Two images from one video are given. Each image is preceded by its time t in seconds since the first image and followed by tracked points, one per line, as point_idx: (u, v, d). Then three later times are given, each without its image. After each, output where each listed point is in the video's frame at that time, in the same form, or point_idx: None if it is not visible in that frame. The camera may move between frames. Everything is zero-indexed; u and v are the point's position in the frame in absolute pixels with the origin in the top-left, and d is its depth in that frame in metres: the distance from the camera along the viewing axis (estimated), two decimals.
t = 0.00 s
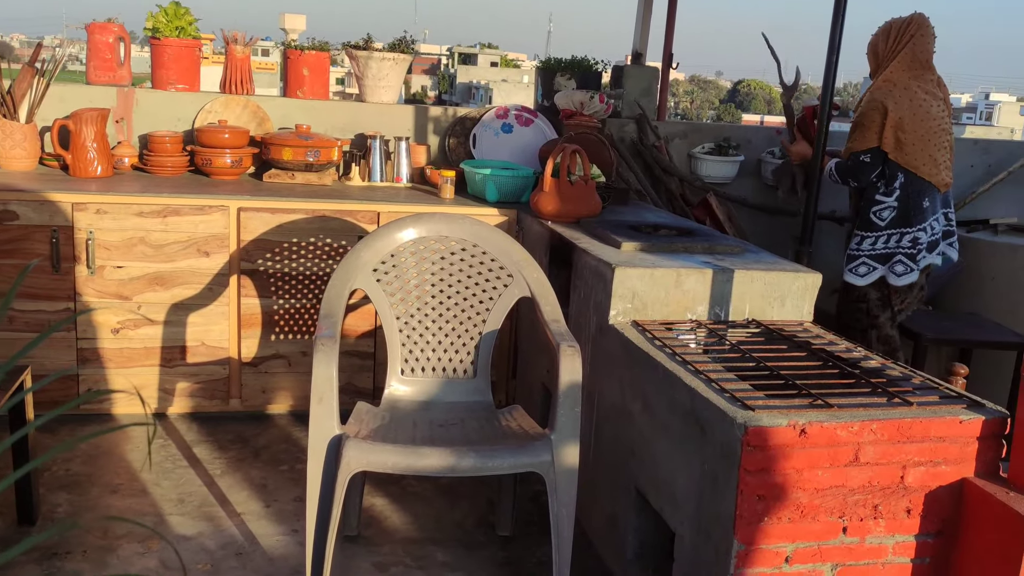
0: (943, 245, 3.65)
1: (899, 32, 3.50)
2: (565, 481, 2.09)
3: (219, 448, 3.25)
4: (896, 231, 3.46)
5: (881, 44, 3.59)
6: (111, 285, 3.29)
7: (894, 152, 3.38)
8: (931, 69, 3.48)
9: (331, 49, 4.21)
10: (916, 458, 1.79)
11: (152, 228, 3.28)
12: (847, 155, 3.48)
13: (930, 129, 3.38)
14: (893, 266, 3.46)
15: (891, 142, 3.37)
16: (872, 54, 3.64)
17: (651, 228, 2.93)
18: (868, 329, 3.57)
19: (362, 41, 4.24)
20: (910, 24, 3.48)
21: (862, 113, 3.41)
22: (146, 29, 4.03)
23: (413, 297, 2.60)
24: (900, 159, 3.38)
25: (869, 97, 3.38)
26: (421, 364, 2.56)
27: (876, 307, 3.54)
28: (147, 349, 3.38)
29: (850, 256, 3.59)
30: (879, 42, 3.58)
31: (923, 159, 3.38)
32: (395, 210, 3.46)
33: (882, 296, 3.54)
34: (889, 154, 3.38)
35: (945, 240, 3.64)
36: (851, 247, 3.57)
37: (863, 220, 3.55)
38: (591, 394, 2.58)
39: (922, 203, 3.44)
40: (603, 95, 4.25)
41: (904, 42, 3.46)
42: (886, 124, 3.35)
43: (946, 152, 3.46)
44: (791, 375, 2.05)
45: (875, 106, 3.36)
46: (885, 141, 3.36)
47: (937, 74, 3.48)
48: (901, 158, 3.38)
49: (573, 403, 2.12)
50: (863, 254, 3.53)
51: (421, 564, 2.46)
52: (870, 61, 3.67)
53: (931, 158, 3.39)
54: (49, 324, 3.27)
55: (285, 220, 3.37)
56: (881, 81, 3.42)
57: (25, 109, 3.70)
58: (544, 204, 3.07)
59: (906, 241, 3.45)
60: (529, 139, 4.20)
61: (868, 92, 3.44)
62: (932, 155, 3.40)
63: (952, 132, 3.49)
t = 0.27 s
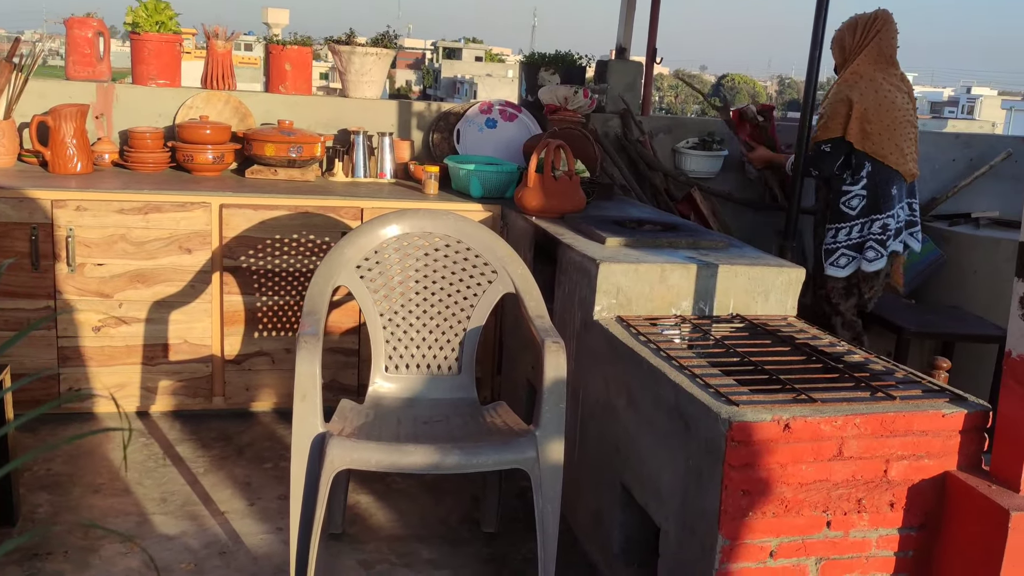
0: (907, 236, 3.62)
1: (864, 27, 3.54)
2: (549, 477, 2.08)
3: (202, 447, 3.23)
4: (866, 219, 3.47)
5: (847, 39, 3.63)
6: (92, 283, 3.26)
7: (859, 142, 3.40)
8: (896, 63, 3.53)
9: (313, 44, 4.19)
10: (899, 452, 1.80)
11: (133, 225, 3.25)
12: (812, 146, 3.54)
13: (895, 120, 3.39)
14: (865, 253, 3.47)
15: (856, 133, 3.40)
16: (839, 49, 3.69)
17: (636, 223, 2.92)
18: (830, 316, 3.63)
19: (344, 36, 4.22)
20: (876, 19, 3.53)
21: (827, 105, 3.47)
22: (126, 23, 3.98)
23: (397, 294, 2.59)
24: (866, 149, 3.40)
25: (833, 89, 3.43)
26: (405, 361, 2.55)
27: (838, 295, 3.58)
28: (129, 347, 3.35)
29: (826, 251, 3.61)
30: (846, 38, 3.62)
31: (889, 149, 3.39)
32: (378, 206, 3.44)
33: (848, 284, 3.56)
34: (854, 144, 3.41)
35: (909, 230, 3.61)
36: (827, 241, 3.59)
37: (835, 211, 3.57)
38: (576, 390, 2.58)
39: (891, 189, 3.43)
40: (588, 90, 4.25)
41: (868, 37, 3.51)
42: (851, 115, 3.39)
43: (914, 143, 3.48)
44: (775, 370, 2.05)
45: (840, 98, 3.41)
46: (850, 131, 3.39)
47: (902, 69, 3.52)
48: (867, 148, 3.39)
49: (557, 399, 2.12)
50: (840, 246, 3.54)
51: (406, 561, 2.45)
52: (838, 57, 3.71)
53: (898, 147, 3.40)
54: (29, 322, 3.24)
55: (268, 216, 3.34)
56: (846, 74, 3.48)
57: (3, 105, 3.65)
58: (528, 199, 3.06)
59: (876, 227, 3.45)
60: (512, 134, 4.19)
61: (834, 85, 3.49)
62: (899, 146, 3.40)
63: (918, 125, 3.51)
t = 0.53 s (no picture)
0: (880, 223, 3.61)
1: (829, 23, 3.63)
2: (533, 473, 2.08)
3: (183, 444, 3.20)
4: (838, 208, 3.49)
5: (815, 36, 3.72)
6: (70, 279, 3.22)
7: (828, 131, 3.45)
8: (862, 57, 3.60)
9: (294, 37, 4.15)
10: (880, 445, 1.80)
11: (112, 221, 3.21)
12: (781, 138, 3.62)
13: (862, 109, 3.43)
14: (839, 241, 3.48)
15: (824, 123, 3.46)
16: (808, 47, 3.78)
17: (619, 218, 2.92)
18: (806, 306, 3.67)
19: (325, 29, 4.19)
20: (841, 14, 3.61)
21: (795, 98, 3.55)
22: (103, 16, 3.94)
23: (380, 289, 2.57)
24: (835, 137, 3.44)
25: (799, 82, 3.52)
26: (388, 357, 2.54)
27: (814, 285, 3.60)
28: (108, 344, 3.32)
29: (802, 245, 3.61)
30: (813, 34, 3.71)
31: (857, 137, 3.43)
32: (361, 201, 3.42)
33: (824, 273, 3.58)
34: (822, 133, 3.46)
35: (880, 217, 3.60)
36: (803, 235, 3.59)
37: (807, 204, 3.58)
38: (560, 385, 2.57)
39: (860, 176, 3.44)
40: (571, 84, 4.23)
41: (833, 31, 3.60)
42: (817, 105, 3.46)
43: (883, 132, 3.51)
44: (758, 364, 2.06)
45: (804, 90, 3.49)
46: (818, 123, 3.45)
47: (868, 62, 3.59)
48: (835, 136, 3.44)
49: (541, 394, 2.11)
50: (818, 237, 3.54)
51: (389, 557, 2.44)
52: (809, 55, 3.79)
53: (867, 136, 3.43)
54: (6, 319, 3.19)
55: (248, 211, 3.31)
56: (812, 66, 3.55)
57: None
58: (511, 194, 3.05)
59: (848, 215, 3.46)
60: (495, 128, 4.17)
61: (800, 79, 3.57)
62: (868, 134, 3.44)
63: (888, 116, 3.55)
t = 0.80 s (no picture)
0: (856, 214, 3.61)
1: (806, 17, 3.64)
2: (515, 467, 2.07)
3: (162, 441, 3.17)
4: (811, 198, 3.51)
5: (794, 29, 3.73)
6: (46, 275, 3.18)
7: (801, 123, 3.48)
8: (838, 49, 3.61)
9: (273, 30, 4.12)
10: (860, 437, 1.81)
11: (89, 216, 3.17)
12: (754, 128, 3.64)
13: (835, 101, 3.45)
14: (812, 230, 3.51)
15: (797, 115, 3.49)
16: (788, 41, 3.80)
17: (601, 211, 2.91)
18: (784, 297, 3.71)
19: (304, 22, 4.16)
20: (817, 8, 3.62)
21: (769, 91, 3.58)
22: (78, 8, 3.89)
23: (360, 284, 2.55)
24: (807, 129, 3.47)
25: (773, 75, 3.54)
26: (369, 352, 2.52)
27: (792, 275, 3.65)
28: (86, 340, 3.28)
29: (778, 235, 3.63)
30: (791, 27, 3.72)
31: (831, 129, 3.45)
32: (341, 195, 3.39)
33: (801, 264, 3.63)
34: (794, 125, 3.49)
35: (856, 209, 3.59)
36: (777, 225, 3.62)
37: (782, 195, 3.61)
38: (542, 379, 2.57)
39: (833, 167, 3.46)
40: (552, 78, 4.24)
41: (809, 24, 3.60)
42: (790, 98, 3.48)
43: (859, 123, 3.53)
44: (739, 357, 2.06)
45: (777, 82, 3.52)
46: (790, 115, 3.48)
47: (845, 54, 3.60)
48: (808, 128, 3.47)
49: (522, 388, 2.10)
50: (792, 229, 3.57)
51: (371, 553, 2.43)
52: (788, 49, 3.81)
53: (841, 127, 3.45)
54: None
55: (227, 206, 3.28)
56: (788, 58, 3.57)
57: None
58: (492, 187, 3.03)
59: (820, 205, 3.48)
60: (476, 122, 4.15)
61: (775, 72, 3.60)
62: (841, 125, 3.45)
63: (865, 107, 3.56)
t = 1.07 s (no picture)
0: (834, 206, 3.58)
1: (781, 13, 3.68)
2: (496, 463, 2.06)
3: (141, 438, 3.14)
4: (789, 190, 3.53)
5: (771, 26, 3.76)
6: (21, 272, 3.13)
7: (777, 116, 3.50)
8: (813, 44, 3.63)
9: (251, 24, 4.08)
10: (840, 430, 1.82)
11: (64, 212, 3.12)
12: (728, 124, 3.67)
13: (810, 93, 3.48)
14: (788, 221, 3.52)
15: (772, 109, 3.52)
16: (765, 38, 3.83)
17: (582, 206, 2.91)
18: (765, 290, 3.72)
19: (283, 16, 4.12)
20: (792, 4, 3.66)
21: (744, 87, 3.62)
22: (52, 2, 3.83)
23: (340, 280, 2.54)
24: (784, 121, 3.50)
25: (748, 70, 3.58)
26: (349, 348, 2.51)
27: (772, 268, 3.66)
28: (62, 338, 3.24)
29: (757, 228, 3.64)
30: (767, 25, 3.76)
31: (806, 121, 3.47)
32: (321, 190, 3.36)
33: (781, 257, 3.64)
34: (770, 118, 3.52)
35: (834, 201, 3.57)
36: (756, 218, 3.64)
37: (760, 187, 3.63)
38: (523, 374, 2.56)
39: (809, 158, 3.48)
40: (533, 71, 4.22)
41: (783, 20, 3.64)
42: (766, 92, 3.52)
43: (835, 116, 3.55)
44: (719, 351, 2.06)
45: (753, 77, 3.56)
46: (766, 109, 3.52)
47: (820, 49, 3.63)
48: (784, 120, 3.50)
49: (503, 383, 2.10)
50: (769, 221, 3.59)
51: (352, 550, 2.42)
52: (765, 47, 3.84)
53: (816, 119, 3.47)
54: None
55: (205, 201, 3.25)
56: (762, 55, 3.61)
57: None
58: (473, 182, 3.02)
59: (796, 196, 3.51)
60: (458, 116, 4.13)
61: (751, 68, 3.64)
62: (817, 116, 3.47)
63: (842, 100, 3.58)
